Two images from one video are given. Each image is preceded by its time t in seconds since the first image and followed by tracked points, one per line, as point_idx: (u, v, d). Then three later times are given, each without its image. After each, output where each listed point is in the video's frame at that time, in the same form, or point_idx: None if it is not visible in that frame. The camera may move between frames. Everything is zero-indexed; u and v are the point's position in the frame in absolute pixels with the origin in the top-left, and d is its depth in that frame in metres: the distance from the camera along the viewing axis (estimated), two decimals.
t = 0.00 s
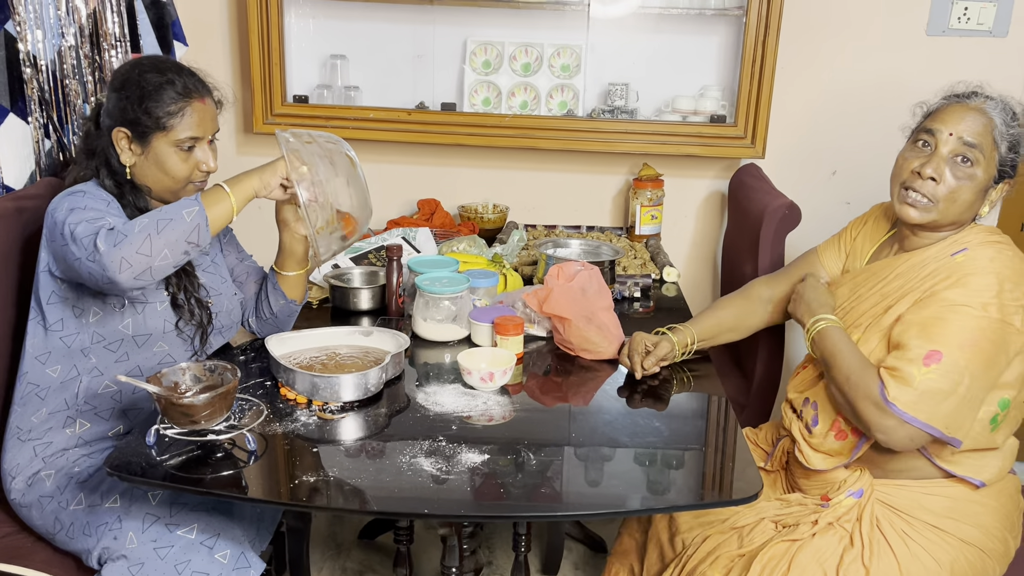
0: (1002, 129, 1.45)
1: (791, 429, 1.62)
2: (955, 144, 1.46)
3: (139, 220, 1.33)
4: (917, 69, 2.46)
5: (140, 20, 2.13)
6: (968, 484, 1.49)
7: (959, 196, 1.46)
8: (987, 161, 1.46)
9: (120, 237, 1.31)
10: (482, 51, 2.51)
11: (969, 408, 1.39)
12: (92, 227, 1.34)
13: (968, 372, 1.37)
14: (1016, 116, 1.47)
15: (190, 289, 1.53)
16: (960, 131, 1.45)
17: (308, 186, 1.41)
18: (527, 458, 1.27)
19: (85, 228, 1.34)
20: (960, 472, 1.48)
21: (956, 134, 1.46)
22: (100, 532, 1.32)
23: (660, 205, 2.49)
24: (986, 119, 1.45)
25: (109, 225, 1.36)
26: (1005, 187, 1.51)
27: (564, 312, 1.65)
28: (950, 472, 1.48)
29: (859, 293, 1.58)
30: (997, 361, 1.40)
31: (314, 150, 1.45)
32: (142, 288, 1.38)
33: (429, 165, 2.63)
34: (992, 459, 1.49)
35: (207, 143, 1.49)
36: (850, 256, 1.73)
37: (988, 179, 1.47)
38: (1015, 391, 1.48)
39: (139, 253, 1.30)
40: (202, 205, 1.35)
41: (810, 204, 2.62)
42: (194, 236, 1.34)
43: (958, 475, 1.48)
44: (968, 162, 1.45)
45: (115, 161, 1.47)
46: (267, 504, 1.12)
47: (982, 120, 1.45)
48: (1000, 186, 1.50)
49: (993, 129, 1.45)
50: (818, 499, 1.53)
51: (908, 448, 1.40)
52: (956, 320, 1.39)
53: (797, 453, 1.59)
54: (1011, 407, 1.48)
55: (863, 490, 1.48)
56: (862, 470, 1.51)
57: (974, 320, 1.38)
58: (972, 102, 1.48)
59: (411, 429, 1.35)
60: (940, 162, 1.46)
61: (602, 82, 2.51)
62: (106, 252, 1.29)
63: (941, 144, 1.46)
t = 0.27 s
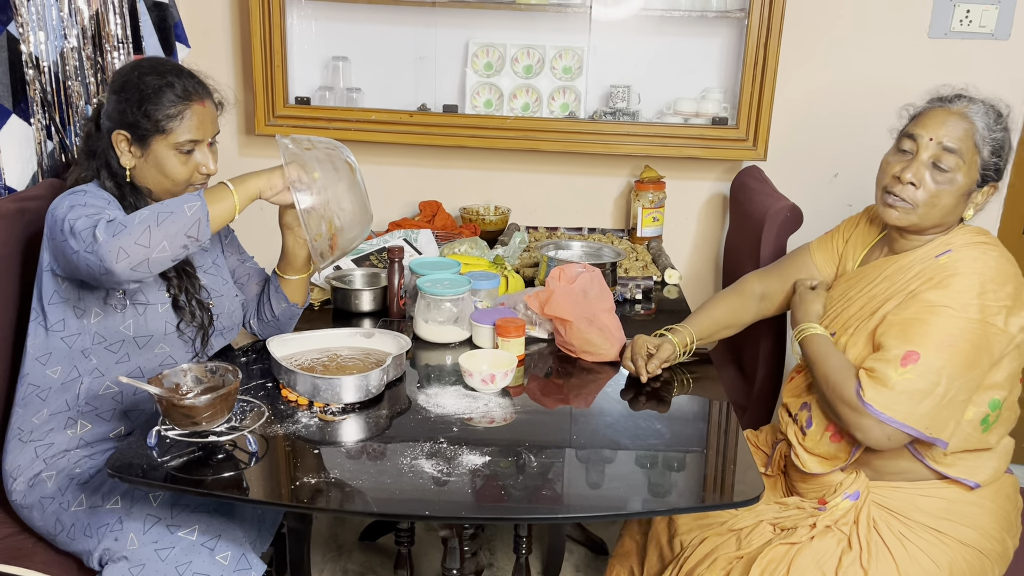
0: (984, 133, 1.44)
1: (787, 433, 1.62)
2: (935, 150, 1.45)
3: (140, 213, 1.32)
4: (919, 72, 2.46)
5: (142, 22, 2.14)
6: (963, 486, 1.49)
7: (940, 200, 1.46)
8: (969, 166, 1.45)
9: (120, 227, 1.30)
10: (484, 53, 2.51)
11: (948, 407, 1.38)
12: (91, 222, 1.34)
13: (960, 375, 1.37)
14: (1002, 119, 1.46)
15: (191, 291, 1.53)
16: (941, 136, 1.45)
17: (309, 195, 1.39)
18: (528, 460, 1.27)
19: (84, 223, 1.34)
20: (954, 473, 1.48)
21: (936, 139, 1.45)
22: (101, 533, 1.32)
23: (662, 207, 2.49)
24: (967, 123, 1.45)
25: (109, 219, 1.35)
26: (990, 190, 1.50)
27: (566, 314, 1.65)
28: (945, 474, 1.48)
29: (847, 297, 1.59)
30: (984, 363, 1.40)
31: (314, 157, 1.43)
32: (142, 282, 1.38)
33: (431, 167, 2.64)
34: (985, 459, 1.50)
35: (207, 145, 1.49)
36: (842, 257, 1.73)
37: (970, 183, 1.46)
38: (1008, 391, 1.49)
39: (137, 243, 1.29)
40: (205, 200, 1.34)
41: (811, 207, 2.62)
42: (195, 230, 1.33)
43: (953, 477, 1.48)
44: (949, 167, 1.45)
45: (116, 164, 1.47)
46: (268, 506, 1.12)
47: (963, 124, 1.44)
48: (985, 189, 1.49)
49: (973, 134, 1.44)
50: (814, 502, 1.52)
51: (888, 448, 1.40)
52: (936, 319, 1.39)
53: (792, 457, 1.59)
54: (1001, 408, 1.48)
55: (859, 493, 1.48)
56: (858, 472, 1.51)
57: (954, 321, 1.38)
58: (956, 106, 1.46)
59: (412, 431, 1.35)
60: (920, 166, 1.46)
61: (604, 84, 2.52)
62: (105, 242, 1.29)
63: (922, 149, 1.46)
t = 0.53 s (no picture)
0: (944, 138, 1.41)
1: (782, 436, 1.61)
2: (893, 158, 1.44)
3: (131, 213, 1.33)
4: (924, 72, 2.45)
5: (148, 22, 2.14)
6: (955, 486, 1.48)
7: (903, 206, 1.45)
8: (930, 172, 1.42)
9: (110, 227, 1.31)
10: (489, 54, 2.51)
11: (918, 398, 1.38)
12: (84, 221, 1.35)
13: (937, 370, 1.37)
14: (971, 122, 1.41)
15: (194, 291, 1.54)
16: (898, 143, 1.44)
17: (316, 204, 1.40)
18: (532, 461, 1.27)
19: (77, 221, 1.34)
20: (948, 473, 1.48)
21: (892, 146, 1.44)
22: (104, 533, 1.32)
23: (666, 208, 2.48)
24: (926, 129, 1.42)
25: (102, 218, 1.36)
26: (963, 193, 1.46)
27: (570, 315, 1.65)
28: (937, 473, 1.47)
29: (831, 302, 1.59)
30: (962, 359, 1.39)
31: (324, 167, 1.45)
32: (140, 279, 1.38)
33: (435, 168, 2.64)
34: (981, 458, 1.50)
35: (208, 145, 1.49)
36: (833, 261, 1.70)
37: (935, 189, 1.44)
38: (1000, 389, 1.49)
39: (127, 242, 1.29)
40: (196, 202, 1.35)
41: (816, 207, 2.61)
42: (184, 231, 1.33)
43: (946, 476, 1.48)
44: (907, 174, 1.43)
45: (117, 164, 1.48)
46: (271, 506, 1.12)
47: (923, 130, 1.42)
48: (957, 193, 1.46)
49: (932, 139, 1.42)
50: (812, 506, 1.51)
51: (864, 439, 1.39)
52: (911, 313, 1.38)
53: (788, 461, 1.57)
54: (989, 404, 1.47)
55: (855, 494, 1.47)
56: (853, 472, 1.50)
57: (921, 312, 1.38)
58: (919, 110, 1.44)
59: (415, 431, 1.35)
60: (879, 174, 1.45)
61: (608, 85, 2.51)
62: (94, 240, 1.30)
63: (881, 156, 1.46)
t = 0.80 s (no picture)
0: (913, 136, 1.43)
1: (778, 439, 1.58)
2: (864, 157, 1.47)
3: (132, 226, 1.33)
4: (934, 71, 2.44)
5: (158, 22, 2.15)
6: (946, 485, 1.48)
7: (878, 204, 1.47)
8: (901, 170, 1.44)
9: (109, 240, 1.32)
10: (497, 53, 2.51)
11: (858, 372, 1.38)
12: (85, 228, 1.35)
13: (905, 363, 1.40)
14: (942, 119, 1.42)
15: (200, 291, 1.54)
16: (868, 142, 1.46)
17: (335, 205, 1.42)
18: (539, 460, 1.26)
19: (79, 228, 1.35)
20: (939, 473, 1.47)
21: (863, 146, 1.47)
22: (113, 530, 1.32)
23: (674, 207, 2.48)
24: (895, 127, 1.44)
25: (102, 226, 1.36)
26: (939, 190, 1.47)
27: (577, 314, 1.65)
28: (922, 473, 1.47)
29: (813, 299, 1.59)
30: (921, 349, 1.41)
31: (342, 165, 1.47)
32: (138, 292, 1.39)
33: (443, 167, 2.64)
34: (972, 454, 1.51)
35: (216, 143, 1.49)
36: (824, 257, 1.69)
37: (907, 186, 1.45)
38: (984, 382, 1.50)
39: (124, 257, 1.30)
40: (196, 223, 1.35)
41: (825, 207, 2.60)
42: (183, 251, 1.34)
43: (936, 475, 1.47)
44: (878, 173, 1.45)
45: (125, 163, 1.48)
46: (278, 504, 1.13)
47: (892, 129, 1.44)
48: (932, 190, 1.47)
49: (901, 136, 1.43)
50: (807, 507, 1.49)
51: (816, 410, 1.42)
52: (873, 298, 1.40)
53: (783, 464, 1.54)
54: (969, 399, 1.48)
55: (849, 495, 1.45)
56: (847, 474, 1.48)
57: (876, 292, 1.40)
58: (888, 109, 1.46)
59: (423, 430, 1.35)
60: (851, 173, 1.48)
61: (616, 84, 2.51)
62: (92, 251, 1.30)
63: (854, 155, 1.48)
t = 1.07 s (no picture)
0: (886, 133, 1.45)
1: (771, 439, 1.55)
2: (840, 154, 1.50)
3: (131, 249, 1.33)
4: (948, 67, 2.42)
5: (171, 19, 2.16)
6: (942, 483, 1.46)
7: (854, 200, 1.50)
8: (876, 167, 1.47)
9: (109, 267, 1.31)
10: (509, 50, 2.51)
11: (830, 366, 1.40)
12: (92, 246, 1.34)
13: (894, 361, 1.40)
14: (917, 116, 1.45)
15: (214, 288, 1.55)
16: (844, 139, 1.49)
17: (351, 193, 1.43)
18: (551, 457, 1.26)
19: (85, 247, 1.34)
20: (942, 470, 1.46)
21: (839, 143, 1.50)
22: (127, 525, 1.33)
23: (686, 204, 2.47)
24: (869, 125, 1.47)
25: (107, 244, 1.36)
26: (915, 187, 1.49)
27: (589, 311, 1.64)
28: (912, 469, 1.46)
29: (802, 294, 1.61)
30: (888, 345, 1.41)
31: (356, 156, 1.49)
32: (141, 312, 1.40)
33: (455, 164, 2.64)
34: (967, 448, 1.50)
35: (232, 141, 1.50)
36: (812, 256, 1.73)
37: (881, 182, 1.48)
38: (969, 375, 1.49)
39: (126, 287, 1.31)
40: (193, 242, 1.36)
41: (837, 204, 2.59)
42: (183, 272, 1.35)
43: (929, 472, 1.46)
44: (854, 170, 1.48)
45: (142, 160, 1.49)
46: (290, 499, 1.13)
47: (867, 126, 1.47)
48: (908, 186, 1.49)
49: (874, 133, 1.46)
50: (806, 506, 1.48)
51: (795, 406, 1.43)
52: (849, 296, 1.41)
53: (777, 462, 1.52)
54: (956, 393, 1.47)
55: (847, 492, 1.45)
56: (843, 471, 1.48)
57: (848, 286, 1.42)
58: (864, 106, 1.49)
59: (435, 426, 1.35)
60: (827, 170, 1.51)
61: (628, 81, 2.50)
62: (93, 284, 1.29)
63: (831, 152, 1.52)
